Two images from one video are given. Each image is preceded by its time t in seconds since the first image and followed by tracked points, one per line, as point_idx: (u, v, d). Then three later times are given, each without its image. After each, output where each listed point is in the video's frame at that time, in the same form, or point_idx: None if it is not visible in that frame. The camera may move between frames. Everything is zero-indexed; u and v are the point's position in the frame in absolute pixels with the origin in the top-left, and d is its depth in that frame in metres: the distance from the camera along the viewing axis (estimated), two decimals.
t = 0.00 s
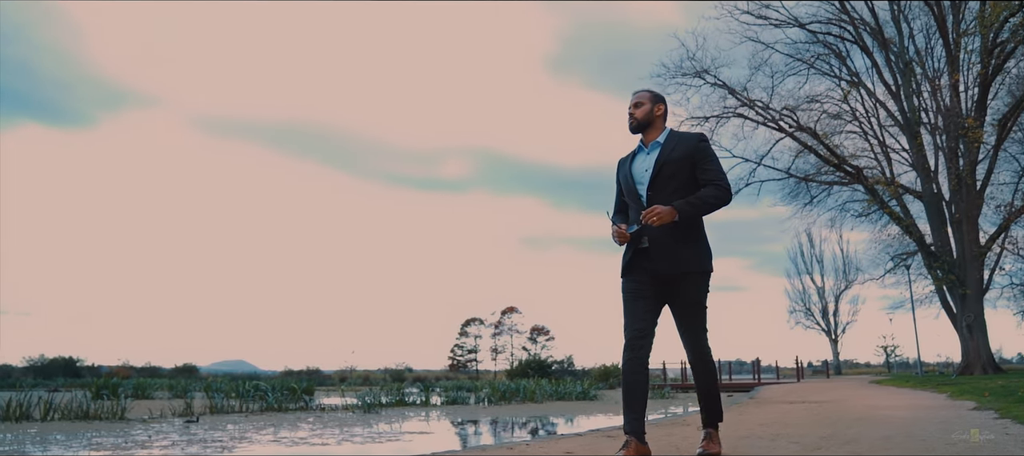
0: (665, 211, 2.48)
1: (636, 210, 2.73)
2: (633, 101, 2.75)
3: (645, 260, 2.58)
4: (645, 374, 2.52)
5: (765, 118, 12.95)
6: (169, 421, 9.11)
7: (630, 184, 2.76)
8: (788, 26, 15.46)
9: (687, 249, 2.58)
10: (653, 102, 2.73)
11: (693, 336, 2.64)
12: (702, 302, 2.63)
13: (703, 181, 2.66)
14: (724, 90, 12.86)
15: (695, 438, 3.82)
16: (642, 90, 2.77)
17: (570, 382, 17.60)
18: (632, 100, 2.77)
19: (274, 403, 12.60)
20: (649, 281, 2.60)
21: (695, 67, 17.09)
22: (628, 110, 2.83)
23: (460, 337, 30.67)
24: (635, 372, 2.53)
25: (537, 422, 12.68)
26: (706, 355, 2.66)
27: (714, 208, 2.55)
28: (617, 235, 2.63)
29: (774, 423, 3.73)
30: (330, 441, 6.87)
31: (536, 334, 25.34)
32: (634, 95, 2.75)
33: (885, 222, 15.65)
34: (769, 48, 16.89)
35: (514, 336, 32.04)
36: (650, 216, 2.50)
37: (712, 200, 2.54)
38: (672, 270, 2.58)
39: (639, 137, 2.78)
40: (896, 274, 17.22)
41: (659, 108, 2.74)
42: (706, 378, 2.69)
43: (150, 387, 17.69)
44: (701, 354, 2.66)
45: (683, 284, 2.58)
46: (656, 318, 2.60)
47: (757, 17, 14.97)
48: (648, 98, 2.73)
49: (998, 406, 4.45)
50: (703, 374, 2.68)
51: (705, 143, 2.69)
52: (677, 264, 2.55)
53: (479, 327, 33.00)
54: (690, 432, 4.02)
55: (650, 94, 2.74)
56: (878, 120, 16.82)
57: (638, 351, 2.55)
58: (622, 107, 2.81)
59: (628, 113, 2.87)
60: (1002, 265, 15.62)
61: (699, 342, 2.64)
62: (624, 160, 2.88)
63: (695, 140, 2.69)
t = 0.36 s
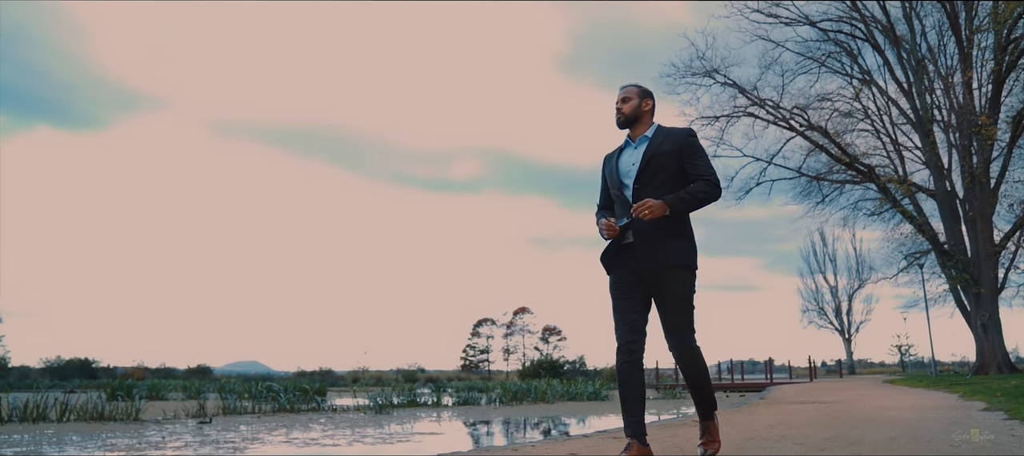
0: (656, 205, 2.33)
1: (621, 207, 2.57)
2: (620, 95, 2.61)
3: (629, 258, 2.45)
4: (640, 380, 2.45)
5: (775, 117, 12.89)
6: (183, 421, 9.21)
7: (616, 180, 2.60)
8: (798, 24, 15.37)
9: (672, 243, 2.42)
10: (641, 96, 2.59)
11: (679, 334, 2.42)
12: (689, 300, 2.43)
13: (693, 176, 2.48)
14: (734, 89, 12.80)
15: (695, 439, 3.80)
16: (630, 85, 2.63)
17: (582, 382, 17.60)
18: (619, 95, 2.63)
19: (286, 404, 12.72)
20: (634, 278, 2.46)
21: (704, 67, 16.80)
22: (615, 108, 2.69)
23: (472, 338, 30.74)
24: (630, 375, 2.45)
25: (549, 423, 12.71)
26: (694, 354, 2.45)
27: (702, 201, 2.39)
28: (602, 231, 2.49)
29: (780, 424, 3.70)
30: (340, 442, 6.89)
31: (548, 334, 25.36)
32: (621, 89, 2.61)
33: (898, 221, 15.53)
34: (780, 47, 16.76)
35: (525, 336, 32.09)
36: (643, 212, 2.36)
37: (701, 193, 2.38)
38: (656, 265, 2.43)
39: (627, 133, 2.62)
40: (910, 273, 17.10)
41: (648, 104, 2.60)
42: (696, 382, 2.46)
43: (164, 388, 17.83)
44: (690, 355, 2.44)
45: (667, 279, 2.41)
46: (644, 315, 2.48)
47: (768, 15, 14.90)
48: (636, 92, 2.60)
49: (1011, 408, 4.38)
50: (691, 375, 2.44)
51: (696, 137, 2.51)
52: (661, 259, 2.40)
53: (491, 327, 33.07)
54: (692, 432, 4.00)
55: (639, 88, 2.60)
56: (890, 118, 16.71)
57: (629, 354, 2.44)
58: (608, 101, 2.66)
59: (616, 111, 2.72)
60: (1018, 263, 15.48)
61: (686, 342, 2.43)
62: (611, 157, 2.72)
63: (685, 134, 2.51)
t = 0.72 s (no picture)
0: (655, 199, 2.28)
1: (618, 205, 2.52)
2: (618, 91, 2.57)
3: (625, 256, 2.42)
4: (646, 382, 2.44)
5: (793, 116, 12.81)
6: (202, 422, 9.28)
7: (613, 178, 2.55)
8: (816, 22, 15.25)
9: (667, 240, 2.37)
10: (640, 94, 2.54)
11: (670, 326, 2.27)
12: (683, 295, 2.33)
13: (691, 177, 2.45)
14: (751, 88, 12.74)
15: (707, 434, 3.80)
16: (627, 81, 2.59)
17: (600, 382, 17.56)
18: (616, 91, 2.58)
19: (305, 404, 12.81)
20: (630, 276, 2.42)
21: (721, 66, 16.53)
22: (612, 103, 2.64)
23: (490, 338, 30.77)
24: (636, 377, 2.45)
25: (568, 423, 12.71)
26: (682, 348, 2.28)
27: (701, 199, 2.35)
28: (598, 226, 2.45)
29: (793, 425, 3.69)
30: (357, 443, 6.94)
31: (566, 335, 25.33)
32: (619, 85, 2.56)
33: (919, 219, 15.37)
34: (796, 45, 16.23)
35: (543, 337, 32.10)
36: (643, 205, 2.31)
37: (700, 193, 2.34)
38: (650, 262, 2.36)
39: (624, 130, 2.58)
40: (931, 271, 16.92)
41: (645, 100, 2.55)
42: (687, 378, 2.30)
43: (184, 388, 17.98)
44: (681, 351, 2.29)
45: (659, 274, 2.34)
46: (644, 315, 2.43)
47: (785, 13, 14.79)
48: (633, 88, 2.55)
49: None
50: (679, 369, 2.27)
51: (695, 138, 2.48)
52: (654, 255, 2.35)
53: (509, 327, 33.09)
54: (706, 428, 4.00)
55: (637, 84, 2.56)
56: (910, 115, 16.55)
57: (632, 356, 2.45)
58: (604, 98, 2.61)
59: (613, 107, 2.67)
60: None
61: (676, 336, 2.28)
62: (606, 153, 2.67)
63: (684, 134, 2.47)
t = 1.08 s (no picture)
0: (654, 187, 2.24)
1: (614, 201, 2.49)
2: (615, 87, 2.52)
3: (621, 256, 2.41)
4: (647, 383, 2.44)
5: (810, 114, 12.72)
6: (222, 423, 9.36)
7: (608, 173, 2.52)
8: (834, 19, 15.11)
9: (661, 238, 2.34)
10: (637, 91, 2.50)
11: (658, 321, 2.23)
12: (677, 292, 2.29)
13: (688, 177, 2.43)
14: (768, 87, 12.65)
15: (720, 427, 3.78)
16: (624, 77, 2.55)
17: (618, 383, 17.47)
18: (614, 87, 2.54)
19: (323, 405, 12.86)
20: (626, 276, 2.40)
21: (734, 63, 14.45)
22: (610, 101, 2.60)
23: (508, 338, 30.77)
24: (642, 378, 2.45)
25: (587, 424, 12.67)
26: (666, 344, 2.23)
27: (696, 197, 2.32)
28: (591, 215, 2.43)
29: (807, 427, 3.65)
30: (374, 444, 6.98)
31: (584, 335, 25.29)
32: (617, 82, 2.53)
33: (940, 217, 15.18)
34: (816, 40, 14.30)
35: (561, 337, 32.06)
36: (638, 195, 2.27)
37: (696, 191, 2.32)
38: (645, 261, 2.34)
39: (622, 129, 2.56)
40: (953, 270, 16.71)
41: (643, 97, 2.51)
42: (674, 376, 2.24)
43: (205, 389, 18.12)
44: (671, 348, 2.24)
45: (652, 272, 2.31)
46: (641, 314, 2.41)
47: (802, 10, 14.66)
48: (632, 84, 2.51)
49: None
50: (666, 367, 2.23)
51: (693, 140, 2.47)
52: (649, 254, 2.33)
53: (527, 328, 33.07)
54: (718, 424, 3.98)
55: (634, 81, 2.51)
56: (930, 112, 16.37)
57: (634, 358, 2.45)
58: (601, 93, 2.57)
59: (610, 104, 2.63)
60: None
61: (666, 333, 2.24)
62: (604, 150, 2.65)
63: (682, 135, 2.46)
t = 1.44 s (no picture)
0: (654, 172, 2.24)
1: (613, 194, 2.48)
2: (618, 88, 2.49)
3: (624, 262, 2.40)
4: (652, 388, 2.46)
5: (834, 112, 12.59)
6: (248, 424, 9.49)
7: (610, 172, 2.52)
8: (858, 15, 14.94)
9: (664, 243, 2.34)
10: (641, 92, 2.46)
11: (660, 331, 2.25)
12: (680, 299, 2.30)
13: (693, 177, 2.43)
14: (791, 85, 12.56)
15: (741, 429, 3.76)
16: (626, 77, 2.51)
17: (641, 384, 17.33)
18: (616, 87, 2.50)
19: (347, 406, 12.96)
20: (629, 284, 2.40)
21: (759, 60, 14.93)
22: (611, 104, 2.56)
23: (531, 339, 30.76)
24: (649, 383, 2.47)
25: (611, 425, 12.62)
26: (667, 352, 2.25)
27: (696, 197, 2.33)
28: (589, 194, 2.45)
29: (829, 430, 3.61)
30: (397, 445, 7.03)
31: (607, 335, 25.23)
32: (619, 83, 2.49)
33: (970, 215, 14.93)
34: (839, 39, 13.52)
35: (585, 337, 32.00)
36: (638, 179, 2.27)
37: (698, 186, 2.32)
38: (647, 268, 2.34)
39: (625, 132, 2.55)
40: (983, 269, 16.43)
41: (647, 99, 2.47)
42: (675, 383, 2.25)
43: (232, 390, 18.34)
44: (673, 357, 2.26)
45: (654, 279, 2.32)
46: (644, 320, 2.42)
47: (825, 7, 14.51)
48: (634, 85, 2.47)
49: None
50: (668, 378, 2.24)
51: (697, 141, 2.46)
52: (651, 261, 2.33)
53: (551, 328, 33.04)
54: (739, 425, 3.96)
55: (637, 81, 2.48)
56: (958, 108, 16.12)
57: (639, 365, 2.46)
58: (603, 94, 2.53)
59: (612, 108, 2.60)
60: None
61: (668, 342, 2.26)
62: (607, 152, 2.64)
63: (685, 136, 2.45)
